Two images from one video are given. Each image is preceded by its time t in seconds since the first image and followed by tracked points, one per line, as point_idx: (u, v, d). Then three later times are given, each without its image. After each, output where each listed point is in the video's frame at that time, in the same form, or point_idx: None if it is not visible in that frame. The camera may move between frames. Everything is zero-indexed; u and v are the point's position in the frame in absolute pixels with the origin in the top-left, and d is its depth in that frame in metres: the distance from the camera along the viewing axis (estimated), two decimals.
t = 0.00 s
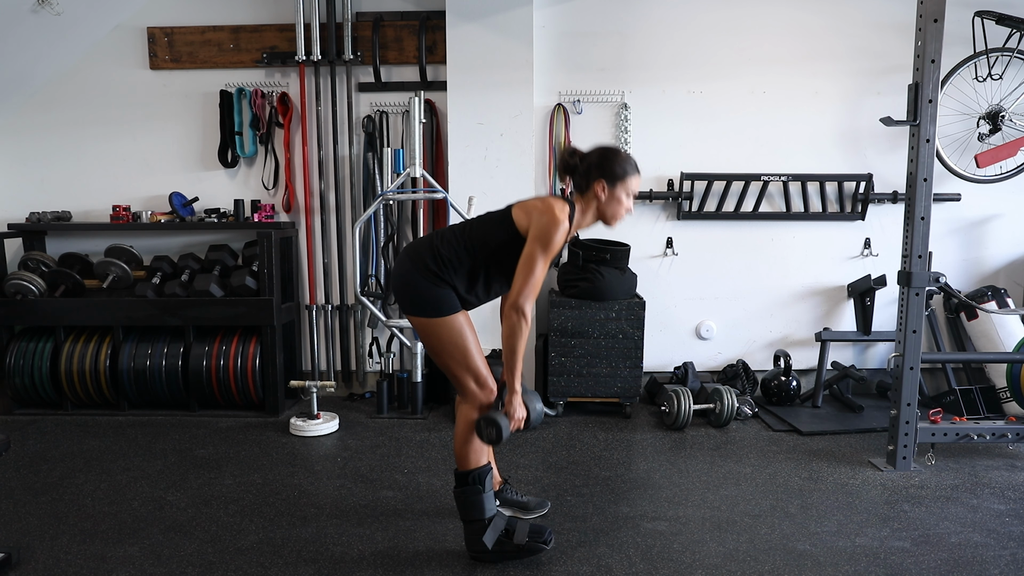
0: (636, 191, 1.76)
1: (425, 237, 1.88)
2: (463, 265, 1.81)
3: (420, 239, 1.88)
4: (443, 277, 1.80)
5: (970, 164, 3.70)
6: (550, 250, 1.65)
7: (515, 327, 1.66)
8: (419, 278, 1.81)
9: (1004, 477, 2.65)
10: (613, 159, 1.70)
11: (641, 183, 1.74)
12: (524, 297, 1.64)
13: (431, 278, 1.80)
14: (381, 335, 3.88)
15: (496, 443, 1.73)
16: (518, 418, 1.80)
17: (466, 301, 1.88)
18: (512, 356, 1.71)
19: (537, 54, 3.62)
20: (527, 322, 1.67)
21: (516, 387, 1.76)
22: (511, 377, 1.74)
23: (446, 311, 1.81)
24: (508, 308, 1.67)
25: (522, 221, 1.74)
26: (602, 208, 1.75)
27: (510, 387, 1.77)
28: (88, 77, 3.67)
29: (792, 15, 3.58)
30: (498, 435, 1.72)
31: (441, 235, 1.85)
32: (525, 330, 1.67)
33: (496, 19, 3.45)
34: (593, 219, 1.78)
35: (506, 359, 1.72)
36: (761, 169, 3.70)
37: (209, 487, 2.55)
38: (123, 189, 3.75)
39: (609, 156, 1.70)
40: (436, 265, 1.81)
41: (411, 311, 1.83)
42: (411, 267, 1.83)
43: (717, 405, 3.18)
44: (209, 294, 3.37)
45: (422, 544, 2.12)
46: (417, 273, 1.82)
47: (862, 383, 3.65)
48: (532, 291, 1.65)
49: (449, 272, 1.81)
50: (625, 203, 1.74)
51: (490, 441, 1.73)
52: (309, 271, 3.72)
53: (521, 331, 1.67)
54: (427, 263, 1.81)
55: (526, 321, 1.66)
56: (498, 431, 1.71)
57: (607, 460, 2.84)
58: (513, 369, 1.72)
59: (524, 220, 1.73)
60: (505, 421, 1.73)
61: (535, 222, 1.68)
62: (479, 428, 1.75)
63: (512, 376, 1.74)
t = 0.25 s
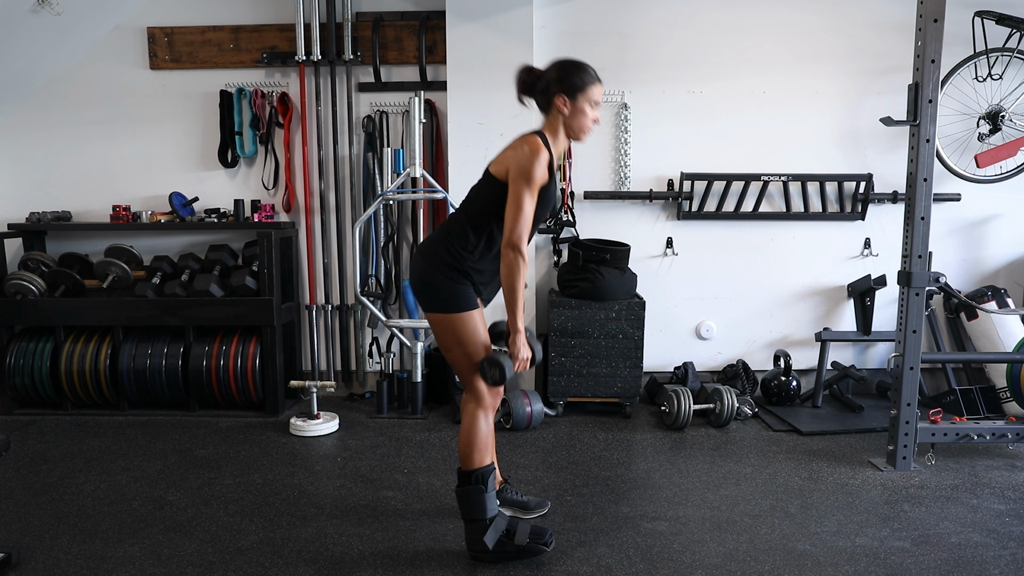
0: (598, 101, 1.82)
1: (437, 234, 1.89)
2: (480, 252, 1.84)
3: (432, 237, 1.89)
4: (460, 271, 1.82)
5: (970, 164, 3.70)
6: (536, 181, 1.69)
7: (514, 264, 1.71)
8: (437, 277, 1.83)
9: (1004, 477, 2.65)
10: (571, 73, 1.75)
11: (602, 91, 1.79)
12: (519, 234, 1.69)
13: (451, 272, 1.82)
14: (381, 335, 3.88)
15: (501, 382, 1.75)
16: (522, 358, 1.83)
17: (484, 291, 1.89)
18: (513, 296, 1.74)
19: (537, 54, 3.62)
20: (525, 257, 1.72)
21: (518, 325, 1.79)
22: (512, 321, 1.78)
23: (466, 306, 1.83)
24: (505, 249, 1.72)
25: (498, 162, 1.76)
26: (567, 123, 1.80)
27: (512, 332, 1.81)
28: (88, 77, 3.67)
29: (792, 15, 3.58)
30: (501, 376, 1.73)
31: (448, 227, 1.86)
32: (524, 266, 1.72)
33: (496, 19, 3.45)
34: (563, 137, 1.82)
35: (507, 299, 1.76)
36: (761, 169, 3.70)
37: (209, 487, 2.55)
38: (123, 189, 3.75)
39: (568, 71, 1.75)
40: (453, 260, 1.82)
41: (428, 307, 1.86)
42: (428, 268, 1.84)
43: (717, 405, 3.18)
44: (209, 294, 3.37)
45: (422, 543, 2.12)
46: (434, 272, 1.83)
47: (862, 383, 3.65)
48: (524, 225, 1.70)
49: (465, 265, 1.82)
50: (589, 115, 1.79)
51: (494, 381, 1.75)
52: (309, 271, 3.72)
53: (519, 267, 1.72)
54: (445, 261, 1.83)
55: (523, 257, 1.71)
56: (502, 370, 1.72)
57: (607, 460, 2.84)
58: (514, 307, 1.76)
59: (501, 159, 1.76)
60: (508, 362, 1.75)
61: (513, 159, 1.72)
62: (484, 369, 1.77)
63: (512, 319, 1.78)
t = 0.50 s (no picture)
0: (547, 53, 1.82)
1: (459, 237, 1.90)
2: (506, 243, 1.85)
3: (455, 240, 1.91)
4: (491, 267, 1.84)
5: (970, 164, 3.70)
6: (502, 140, 1.73)
7: (504, 229, 1.75)
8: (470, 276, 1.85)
9: (1004, 477, 2.65)
10: (511, 27, 1.75)
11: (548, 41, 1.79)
12: (501, 198, 1.73)
13: (477, 267, 1.84)
14: (381, 335, 3.88)
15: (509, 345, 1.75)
16: (529, 322, 1.83)
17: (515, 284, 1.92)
18: (510, 260, 1.77)
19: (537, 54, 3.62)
20: (515, 220, 1.75)
21: (523, 287, 1.80)
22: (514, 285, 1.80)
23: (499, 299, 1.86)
24: (493, 216, 1.76)
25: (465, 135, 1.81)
26: (517, 78, 1.81)
27: (517, 297, 1.82)
28: (88, 77, 3.67)
29: (792, 15, 3.58)
30: (509, 339, 1.75)
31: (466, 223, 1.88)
32: (514, 229, 1.75)
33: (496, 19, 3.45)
34: (518, 93, 1.84)
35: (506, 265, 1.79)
36: (761, 169, 3.70)
37: (209, 487, 2.55)
38: (123, 189, 3.75)
39: (507, 26, 1.76)
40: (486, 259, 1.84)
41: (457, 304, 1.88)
42: (457, 270, 1.87)
43: (717, 405, 3.18)
44: (209, 294, 3.37)
45: (422, 544, 2.12)
46: (467, 272, 1.85)
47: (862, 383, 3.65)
48: (504, 188, 1.73)
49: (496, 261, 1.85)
50: (537, 67, 1.80)
51: (502, 343, 1.76)
52: (309, 271, 3.72)
53: (510, 231, 1.75)
54: (470, 259, 1.85)
55: (513, 220, 1.74)
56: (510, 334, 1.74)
57: (607, 460, 2.84)
58: (513, 271, 1.78)
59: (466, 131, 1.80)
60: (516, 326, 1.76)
61: (474, 126, 1.76)
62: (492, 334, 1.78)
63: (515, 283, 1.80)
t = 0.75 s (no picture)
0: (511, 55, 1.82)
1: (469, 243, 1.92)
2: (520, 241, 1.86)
3: (467, 247, 1.92)
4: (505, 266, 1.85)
5: (970, 164, 3.70)
6: (479, 143, 1.74)
7: (498, 231, 1.76)
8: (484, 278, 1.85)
9: (1004, 477, 2.65)
10: (474, 32, 1.75)
11: (513, 45, 1.80)
12: (492, 201, 1.74)
13: (491, 268, 1.85)
14: (381, 335, 3.88)
15: (517, 341, 1.75)
16: (536, 318, 1.85)
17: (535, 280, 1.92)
18: (509, 260, 1.78)
19: (537, 54, 3.62)
20: (509, 220, 1.77)
21: (529, 284, 1.82)
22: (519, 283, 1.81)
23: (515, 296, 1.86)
24: (486, 219, 1.77)
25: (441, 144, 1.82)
26: (483, 82, 1.82)
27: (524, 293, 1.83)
28: (88, 77, 3.67)
29: (792, 15, 3.58)
30: (517, 334, 1.75)
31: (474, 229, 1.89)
32: (509, 229, 1.77)
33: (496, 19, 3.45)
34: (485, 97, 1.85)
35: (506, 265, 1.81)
36: (761, 169, 3.70)
37: (209, 487, 2.55)
38: (123, 189, 3.75)
39: (469, 31, 1.76)
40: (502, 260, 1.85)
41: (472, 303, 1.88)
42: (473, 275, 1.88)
43: (717, 405, 3.18)
44: (209, 294, 3.37)
45: (422, 544, 2.12)
46: (482, 276, 1.86)
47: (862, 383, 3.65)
48: (492, 191, 1.75)
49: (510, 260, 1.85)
50: (503, 71, 1.81)
51: (510, 339, 1.76)
52: (310, 271, 3.72)
53: (504, 232, 1.76)
54: (482, 262, 1.86)
55: (506, 221, 1.76)
56: (518, 330, 1.74)
57: (607, 460, 2.84)
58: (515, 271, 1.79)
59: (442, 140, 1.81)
60: (524, 320, 1.76)
61: (448, 135, 1.77)
62: (500, 329, 1.78)
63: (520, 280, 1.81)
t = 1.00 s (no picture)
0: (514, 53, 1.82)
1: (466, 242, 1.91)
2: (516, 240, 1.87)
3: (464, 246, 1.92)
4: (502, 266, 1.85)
5: (970, 164, 3.70)
6: (480, 142, 1.74)
7: (496, 232, 1.76)
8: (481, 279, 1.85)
9: (1004, 477, 2.65)
10: (477, 29, 1.75)
11: (516, 42, 1.80)
12: (491, 201, 1.74)
13: (488, 269, 1.85)
14: (381, 335, 3.88)
15: (512, 343, 1.75)
16: (530, 319, 1.85)
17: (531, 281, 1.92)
18: (507, 261, 1.79)
19: (537, 54, 3.62)
20: (507, 221, 1.77)
21: (524, 287, 1.82)
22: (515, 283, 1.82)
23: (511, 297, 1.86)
24: (485, 220, 1.77)
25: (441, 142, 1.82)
26: (486, 80, 1.82)
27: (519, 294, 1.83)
28: (88, 77, 3.67)
29: (792, 15, 3.58)
30: (512, 336, 1.74)
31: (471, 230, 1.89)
32: (507, 230, 1.77)
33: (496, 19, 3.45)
34: (487, 95, 1.85)
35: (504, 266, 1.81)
36: (761, 169, 3.69)
37: (209, 487, 2.55)
38: (123, 189, 3.75)
39: (472, 29, 1.76)
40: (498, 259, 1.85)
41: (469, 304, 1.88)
42: (470, 274, 1.88)
43: (717, 405, 3.18)
44: (209, 294, 3.37)
45: (422, 544, 2.12)
46: (479, 276, 1.86)
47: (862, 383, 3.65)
48: (491, 191, 1.75)
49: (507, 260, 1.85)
50: (506, 69, 1.81)
51: (505, 341, 1.76)
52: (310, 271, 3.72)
53: (503, 233, 1.77)
54: (479, 262, 1.86)
55: (505, 221, 1.76)
56: (513, 331, 1.73)
57: (607, 460, 2.84)
58: (513, 271, 1.80)
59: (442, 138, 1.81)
60: (519, 321, 1.76)
61: (449, 133, 1.77)
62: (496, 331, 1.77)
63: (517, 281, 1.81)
